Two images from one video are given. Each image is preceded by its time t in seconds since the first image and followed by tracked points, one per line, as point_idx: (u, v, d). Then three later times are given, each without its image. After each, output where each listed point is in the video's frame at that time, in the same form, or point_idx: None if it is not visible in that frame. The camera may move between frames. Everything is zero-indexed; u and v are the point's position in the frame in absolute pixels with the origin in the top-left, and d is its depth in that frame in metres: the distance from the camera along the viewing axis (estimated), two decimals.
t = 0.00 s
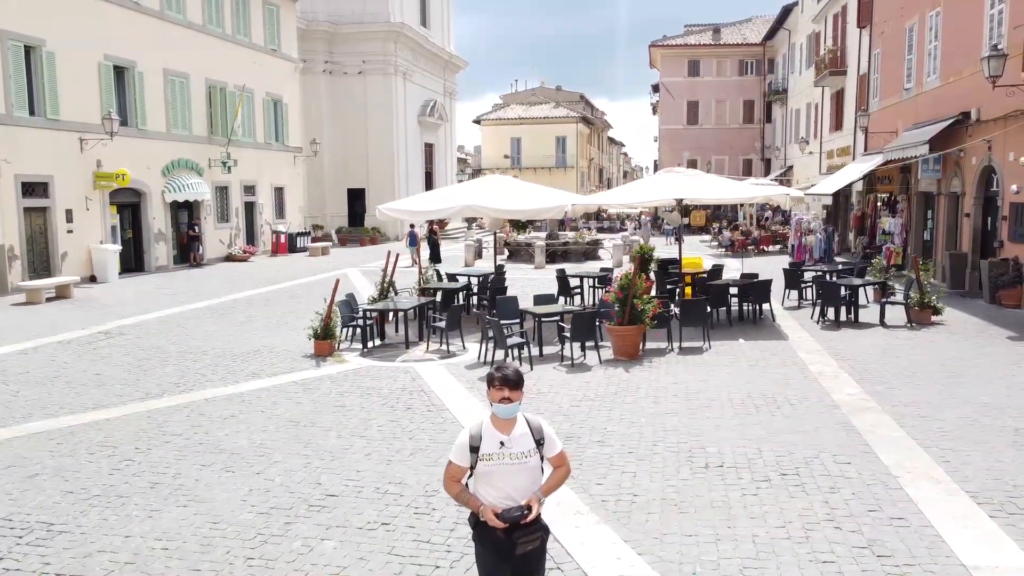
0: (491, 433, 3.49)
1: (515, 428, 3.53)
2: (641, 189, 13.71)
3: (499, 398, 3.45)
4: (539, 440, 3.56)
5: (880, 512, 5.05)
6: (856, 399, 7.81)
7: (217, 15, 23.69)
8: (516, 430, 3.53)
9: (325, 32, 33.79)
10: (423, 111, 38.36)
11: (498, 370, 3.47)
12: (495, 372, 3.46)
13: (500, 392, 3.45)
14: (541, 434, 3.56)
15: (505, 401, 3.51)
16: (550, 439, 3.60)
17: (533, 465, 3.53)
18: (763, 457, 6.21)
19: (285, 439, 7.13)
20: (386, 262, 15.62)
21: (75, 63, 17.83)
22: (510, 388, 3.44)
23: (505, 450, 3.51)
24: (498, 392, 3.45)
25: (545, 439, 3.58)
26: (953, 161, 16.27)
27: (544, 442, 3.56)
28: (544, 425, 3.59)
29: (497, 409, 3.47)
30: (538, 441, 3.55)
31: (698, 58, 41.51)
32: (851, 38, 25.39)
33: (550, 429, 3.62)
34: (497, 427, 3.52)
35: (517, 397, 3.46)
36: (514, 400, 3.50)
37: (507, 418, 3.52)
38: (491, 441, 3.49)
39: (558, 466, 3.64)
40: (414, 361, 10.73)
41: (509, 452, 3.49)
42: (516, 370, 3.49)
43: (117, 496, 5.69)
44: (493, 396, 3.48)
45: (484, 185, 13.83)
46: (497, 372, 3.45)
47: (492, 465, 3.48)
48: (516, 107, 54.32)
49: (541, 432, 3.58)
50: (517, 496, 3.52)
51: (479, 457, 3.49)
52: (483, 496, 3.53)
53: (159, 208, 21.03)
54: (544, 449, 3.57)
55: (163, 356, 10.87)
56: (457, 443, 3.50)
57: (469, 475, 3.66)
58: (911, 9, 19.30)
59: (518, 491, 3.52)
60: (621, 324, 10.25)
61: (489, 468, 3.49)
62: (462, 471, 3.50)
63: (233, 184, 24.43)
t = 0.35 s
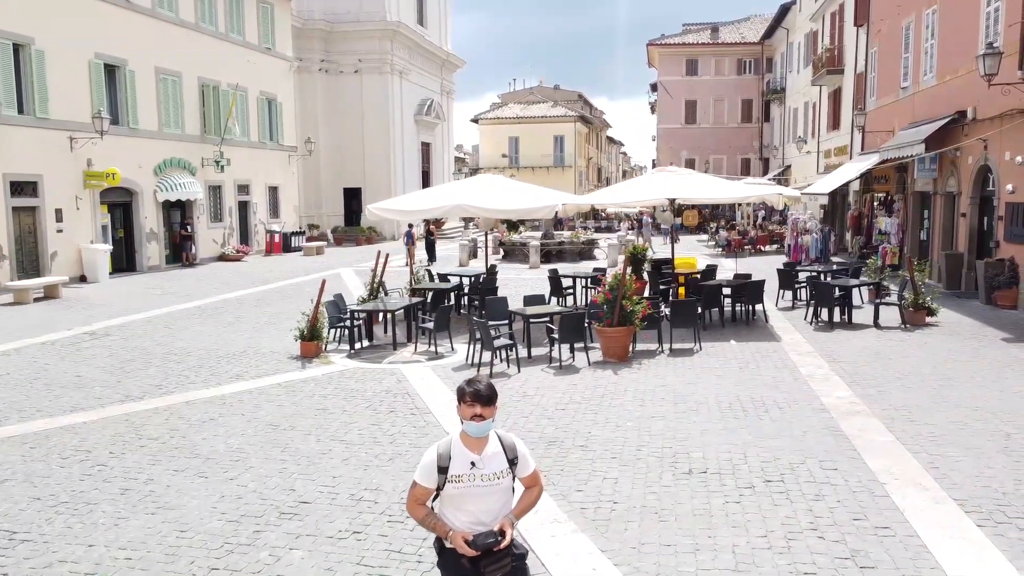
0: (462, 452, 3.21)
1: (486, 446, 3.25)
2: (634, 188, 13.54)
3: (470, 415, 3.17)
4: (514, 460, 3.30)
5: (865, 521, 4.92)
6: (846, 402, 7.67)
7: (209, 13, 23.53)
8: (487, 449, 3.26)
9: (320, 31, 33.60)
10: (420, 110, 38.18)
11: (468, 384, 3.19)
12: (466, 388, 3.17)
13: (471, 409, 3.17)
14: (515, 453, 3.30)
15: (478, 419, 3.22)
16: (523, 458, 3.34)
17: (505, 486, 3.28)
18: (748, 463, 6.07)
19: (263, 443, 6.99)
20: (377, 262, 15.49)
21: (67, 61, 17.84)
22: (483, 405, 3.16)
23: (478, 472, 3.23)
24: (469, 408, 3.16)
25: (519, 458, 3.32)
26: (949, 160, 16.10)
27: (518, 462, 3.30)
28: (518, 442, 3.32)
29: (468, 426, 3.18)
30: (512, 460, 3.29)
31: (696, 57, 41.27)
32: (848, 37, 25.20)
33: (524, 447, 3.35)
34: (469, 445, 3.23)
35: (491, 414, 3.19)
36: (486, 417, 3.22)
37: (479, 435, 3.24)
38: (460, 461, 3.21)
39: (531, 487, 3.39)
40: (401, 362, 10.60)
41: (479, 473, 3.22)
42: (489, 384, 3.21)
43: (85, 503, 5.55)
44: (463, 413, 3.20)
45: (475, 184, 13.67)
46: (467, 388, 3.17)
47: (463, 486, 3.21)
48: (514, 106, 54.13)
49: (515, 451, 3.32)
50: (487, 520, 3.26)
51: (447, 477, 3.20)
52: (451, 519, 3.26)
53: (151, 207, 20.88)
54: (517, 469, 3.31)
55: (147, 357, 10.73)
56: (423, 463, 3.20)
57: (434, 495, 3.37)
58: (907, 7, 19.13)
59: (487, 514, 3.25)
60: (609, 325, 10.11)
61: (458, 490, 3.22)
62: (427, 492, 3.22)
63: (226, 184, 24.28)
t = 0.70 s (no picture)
0: (460, 476, 2.97)
1: (487, 470, 3.01)
2: (628, 187, 13.35)
3: (470, 435, 2.92)
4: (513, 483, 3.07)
5: (854, 532, 4.75)
6: (839, 406, 7.50)
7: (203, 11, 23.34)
8: (487, 472, 3.02)
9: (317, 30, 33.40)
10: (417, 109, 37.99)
11: (469, 401, 2.96)
12: (466, 405, 2.93)
13: (470, 429, 2.93)
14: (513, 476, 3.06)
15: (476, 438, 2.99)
16: (525, 483, 3.12)
17: (507, 514, 3.04)
18: (735, 469, 5.91)
19: (240, 448, 6.82)
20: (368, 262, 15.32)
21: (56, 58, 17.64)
22: (484, 425, 2.92)
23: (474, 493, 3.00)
24: (469, 428, 2.92)
25: (521, 482, 3.08)
26: (947, 158, 15.91)
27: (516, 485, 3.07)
28: (520, 466, 3.09)
29: (469, 449, 2.94)
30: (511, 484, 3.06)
31: (695, 55, 41.01)
32: (847, 35, 24.97)
33: (526, 470, 3.11)
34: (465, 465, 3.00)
35: (492, 435, 2.95)
36: (488, 437, 2.97)
37: (479, 458, 2.99)
38: (459, 487, 2.96)
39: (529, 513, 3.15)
40: (389, 363, 10.43)
41: (479, 500, 2.98)
42: (490, 402, 2.97)
43: (51, 511, 5.38)
44: (462, 433, 2.95)
45: (467, 183, 13.49)
46: (467, 405, 2.93)
47: (460, 512, 2.97)
48: (513, 105, 53.91)
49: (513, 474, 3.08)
50: (485, 551, 3.02)
51: (444, 504, 2.96)
52: (445, 548, 3.01)
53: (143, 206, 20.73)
54: (519, 495, 3.08)
55: (131, 358, 10.56)
56: (417, 488, 2.95)
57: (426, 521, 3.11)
58: (905, 5, 18.93)
59: (486, 543, 3.02)
60: (600, 327, 9.96)
61: (455, 517, 2.97)
62: (420, 520, 2.97)
63: (220, 183, 24.11)
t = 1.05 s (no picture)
0: (472, 500, 2.75)
1: (502, 492, 2.80)
2: (623, 186, 13.11)
3: (483, 454, 2.72)
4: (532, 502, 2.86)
5: (849, 547, 4.53)
6: (836, 411, 7.27)
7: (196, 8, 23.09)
8: (503, 495, 2.81)
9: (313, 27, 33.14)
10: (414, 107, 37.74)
11: (481, 415, 2.77)
12: (478, 421, 2.75)
13: (483, 447, 2.72)
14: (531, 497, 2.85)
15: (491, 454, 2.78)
16: (543, 504, 2.92)
17: (526, 540, 2.83)
18: (727, 479, 5.68)
19: (216, 456, 6.60)
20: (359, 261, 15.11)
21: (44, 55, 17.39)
22: (498, 441, 2.72)
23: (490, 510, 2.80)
24: (481, 446, 2.72)
25: (539, 504, 2.88)
26: (947, 157, 15.68)
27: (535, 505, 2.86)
28: (537, 485, 2.89)
29: (482, 469, 2.72)
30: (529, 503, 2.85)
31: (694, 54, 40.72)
32: (846, 32, 24.72)
33: (544, 490, 2.92)
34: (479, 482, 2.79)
35: (506, 453, 2.74)
36: (502, 457, 2.76)
37: (493, 480, 2.77)
38: (474, 512, 2.74)
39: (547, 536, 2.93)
40: (377, 366, 10.22)
41: (496, 527, 2.76)
42: (504, 418, 2.78)
43: (12, 523, 5.16)
44: (473, 452, 2.74)
45: (458, 182, 13.27)
46: (479, 421, 2.74)
47: (475, 542, 2.74)
48: (511, 103, 53.66)
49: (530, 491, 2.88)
50: None
51: (457, 533, 2.73)
52: None
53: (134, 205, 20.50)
54: (537, 518, 2.87)
55: (113, 360, 10.34)
56: (426, 517, 2.71)
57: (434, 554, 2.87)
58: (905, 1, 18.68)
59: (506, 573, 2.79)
60: (592, 328, 9.74)
61: (469, 548, 2.74)
62: (429, 553, 2.72)
63: (213, 181, 23.88)
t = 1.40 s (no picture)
0: (481, 550, 2.53)
1: (512, 540, 2.59)
2: (619, 184, 12.83)
3: (491, 497, 2.49)
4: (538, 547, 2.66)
5: (848, 567, 4.28)
6: (835, 418, 7.02)
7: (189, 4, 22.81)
8: (512, 542, 2.59)
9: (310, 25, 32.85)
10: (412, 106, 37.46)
11: (487, 455, 2.53)
12: (483, 459, 2.51)
13: (490, 488, 2.49)
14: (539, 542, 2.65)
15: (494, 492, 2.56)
16: (551, 550, 2.71)
17: None
18: (721, 491, 5.44)
19: (190, 464, 6.35)
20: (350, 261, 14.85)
21: (33, 51, 17.10)
22: (507, 482, 2.49)
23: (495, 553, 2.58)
24: (488, 487, 2.49)
25: (550, 551, 2.67)
26: (949, 155, 15.39)
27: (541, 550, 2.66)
28: (548, 529, 2.68)
29: (488, 515, 2.50)
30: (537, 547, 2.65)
31: (694, 52, 40.41)
32: (846, 30, 24.44)
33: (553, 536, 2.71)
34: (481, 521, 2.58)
35: (516, 495, 2.51)
36: (512, 502, 2.53)
37: (502, 528, 2.55)
38: (484, 565, 2.53)
39: None
40: (365, 369, 9.96)
41: None
42: (513, 454, 2.53)
43: None
44: (480, 494, 2.52)
45: (451, 180, 13.01)
46: (484, 459, 2.50)
47: None
48: (509, 102, 53.38)
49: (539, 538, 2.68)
50: None
51: None
52: None
53: (125, 204, 20.21)
54: (547, 564, 2.66)
55: (95, 363, 10.08)
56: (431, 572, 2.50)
57: None
58: None
59: None
60: (585, 331, 9.48)
61: None
62: None
63: (206, 180, 23.60)
